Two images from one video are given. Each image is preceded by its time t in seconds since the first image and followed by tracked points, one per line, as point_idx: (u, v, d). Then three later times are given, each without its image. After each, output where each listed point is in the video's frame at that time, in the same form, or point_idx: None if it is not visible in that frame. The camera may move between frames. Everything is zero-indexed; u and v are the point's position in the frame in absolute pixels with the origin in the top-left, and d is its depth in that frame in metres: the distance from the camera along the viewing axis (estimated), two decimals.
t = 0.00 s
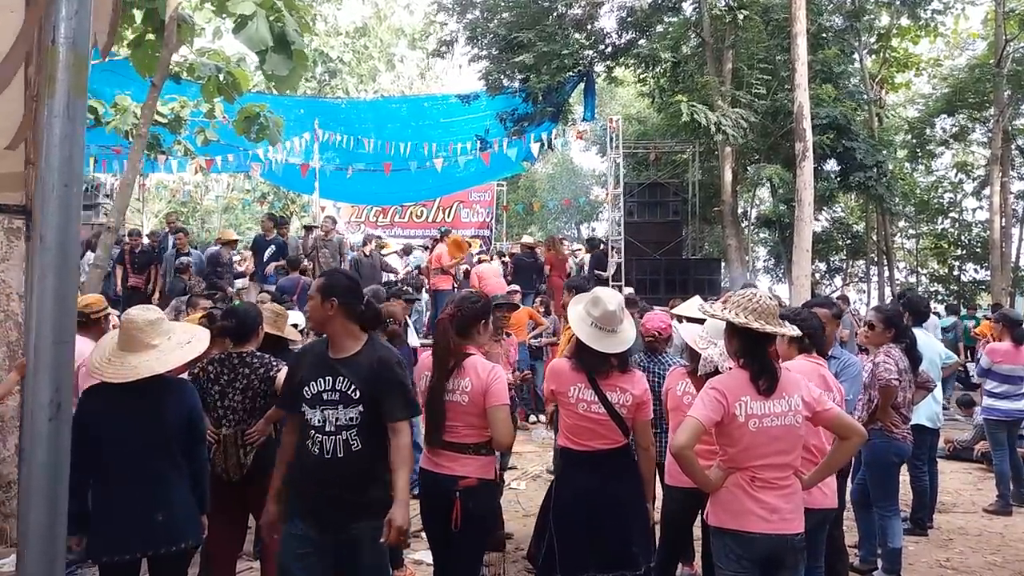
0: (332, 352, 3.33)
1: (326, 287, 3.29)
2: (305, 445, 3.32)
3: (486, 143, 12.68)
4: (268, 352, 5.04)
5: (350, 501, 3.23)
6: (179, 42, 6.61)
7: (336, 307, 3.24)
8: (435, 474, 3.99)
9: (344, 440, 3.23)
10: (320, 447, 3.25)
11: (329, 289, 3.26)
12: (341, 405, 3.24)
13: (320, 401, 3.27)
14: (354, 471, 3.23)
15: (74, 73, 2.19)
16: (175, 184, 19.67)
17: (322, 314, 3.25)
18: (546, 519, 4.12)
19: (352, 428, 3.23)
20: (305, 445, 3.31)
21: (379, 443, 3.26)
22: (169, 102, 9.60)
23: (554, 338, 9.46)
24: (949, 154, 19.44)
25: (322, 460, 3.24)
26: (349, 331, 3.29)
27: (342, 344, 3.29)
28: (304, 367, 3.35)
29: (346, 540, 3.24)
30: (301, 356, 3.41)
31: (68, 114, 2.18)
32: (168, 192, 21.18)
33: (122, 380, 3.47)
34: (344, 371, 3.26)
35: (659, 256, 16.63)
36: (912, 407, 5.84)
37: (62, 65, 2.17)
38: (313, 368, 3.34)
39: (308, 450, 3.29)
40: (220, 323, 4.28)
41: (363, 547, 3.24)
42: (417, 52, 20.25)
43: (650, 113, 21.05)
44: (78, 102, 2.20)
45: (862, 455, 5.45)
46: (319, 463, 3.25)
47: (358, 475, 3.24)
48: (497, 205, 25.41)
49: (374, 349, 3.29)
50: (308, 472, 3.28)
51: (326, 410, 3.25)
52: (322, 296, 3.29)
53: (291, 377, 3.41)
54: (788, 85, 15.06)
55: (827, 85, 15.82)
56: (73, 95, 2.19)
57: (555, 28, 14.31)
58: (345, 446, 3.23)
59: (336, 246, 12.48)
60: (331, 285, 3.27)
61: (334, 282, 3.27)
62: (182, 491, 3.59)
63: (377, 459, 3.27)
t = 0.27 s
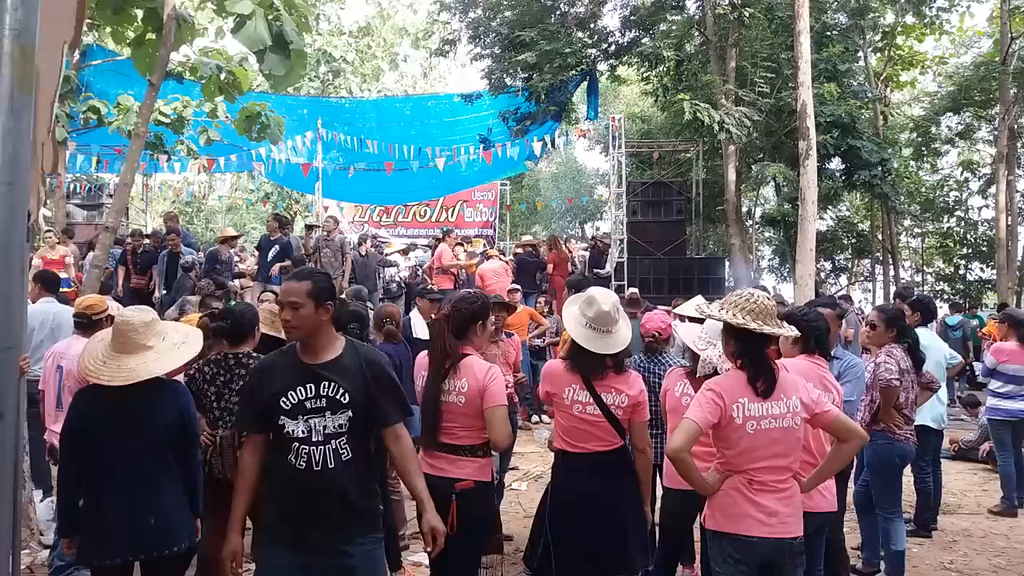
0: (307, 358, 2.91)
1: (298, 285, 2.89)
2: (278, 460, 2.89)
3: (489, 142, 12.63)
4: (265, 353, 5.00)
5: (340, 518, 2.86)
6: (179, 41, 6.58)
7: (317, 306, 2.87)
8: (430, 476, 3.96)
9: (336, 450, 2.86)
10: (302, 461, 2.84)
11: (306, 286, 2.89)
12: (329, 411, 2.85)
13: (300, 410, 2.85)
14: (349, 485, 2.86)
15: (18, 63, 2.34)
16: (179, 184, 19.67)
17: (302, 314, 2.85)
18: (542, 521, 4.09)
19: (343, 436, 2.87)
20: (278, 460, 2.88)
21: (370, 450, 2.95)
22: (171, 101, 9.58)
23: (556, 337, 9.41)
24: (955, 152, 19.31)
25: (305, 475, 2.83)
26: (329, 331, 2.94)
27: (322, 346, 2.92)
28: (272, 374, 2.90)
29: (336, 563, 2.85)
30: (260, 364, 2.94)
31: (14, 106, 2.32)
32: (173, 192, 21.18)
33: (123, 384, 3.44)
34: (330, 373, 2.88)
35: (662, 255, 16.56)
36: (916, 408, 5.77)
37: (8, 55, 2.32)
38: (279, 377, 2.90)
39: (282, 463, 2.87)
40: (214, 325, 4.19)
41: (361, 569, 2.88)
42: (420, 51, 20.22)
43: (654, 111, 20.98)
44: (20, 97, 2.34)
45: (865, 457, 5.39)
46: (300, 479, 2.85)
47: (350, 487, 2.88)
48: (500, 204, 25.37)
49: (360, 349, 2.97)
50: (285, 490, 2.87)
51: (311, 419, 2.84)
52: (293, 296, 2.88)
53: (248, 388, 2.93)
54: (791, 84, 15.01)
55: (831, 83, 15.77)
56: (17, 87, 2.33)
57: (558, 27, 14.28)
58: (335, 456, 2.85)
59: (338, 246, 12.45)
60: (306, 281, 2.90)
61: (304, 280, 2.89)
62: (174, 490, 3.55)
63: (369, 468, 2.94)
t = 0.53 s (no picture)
0: (309, 363, 2.80)
1: (314, 291, 2.76)
2: (276, 474, 2.77)
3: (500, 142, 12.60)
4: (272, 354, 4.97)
5: (348, 531, 2.79)
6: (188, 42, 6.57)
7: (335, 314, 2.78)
8: (431, 478, 3.94)
9: (345, 461, 2.79)
10: (311, 475, 2.75)
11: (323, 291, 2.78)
12: (341, 420, 2.78)
13: (309, 421, 2.75)
14: (359, 497, 2.80)
15: None
16: (192, 185, 19.74)
17: (322, 323, 2.75)
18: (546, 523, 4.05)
19: (352, 446, 2.81)
20: (279, 474, 2.76)
21: (375, 459, 2.90)
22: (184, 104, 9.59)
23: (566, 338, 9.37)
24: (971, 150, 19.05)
25: (314, 489, 2.74)
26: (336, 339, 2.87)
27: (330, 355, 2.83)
28: (274, 384, 2.75)
29: None
30: (256, 373, 2.77)
31: None
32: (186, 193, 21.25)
33: (140, 387, 3.44)
34: (342, 382, 2.80)
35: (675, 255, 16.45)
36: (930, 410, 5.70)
37: None
38: (279, 386, 2.75)
39: (284, 477, 2.75)
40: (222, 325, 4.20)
41: None
42: (433, 51, 20.22)
43: (666, 111, 20.88)
44: None
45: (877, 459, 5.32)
46: (306, 494, 2.75)
47: (362, 501, 2.82)
48: (513, 204, 25.33)
49: (368, 357, 2.92)
50: (287, 505, 2.77)
51: (321, 430, 2.75)
52: (308, 304, 2.75)
53: (244, 399, 2.75)
54: (805, 82, 14.88)
55: (844, 82, 15.64)
56: None
57: (569, 26, 14.22)
58: (345, 468, 2.79)
59: (349, 247, 12.45)
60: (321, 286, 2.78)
61: (322, 287, 2.77)
62: (178, 492, 3.54)
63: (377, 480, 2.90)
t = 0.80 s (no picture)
0: (357, 379, 2.65)
1: (371, 302, 2.61)
2: (311, 494, 2.63)
3: (515, 142, 12.59)
4: (283, 355, 4.98)
5: (385, 562, 2.63)
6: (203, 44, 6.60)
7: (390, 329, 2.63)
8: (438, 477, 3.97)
9: (387, 486, 2.65)
10: (349, 500, 2.60)
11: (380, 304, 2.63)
12: (387, 442, 2.64)
13: (354, 441, 2.60)
14: (400, 524, 2.66)
15: None
16: (209, 186, 19.87)
17: (377, 337, 2.59)
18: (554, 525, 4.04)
19: (395, 471, 2.67)
20: (315, 496, 2.62)
21: (417, 484, 2.76)
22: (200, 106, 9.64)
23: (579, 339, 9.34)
24: (991, 150, 18.65)
25: (350, 514, 2.60)
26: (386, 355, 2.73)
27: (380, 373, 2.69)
28: (320, 400, 2.60)
29: None
30: (301, 385, 2.61)
31: None
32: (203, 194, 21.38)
33: (156, 387, 3.45)
34: (391, 402, 2.66)
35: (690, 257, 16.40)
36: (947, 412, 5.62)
37: None
38: (324, 402, 2.60)
39: (320, 497, 2.61)
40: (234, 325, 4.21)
41: None
42: (448, 53, 20.25)
43: (682, 111, 20.78)
44: None
45: (892, 462, 5.25)
46: (342, 520, 2.61)
47: (401, 530, 2.67)
48: (527, 205, 25.32)
49: (418, 375, 2.78)
50: (321, 530, 2.62)
51: (366, 451, 2.61)
52: (361, 316, 2.59)
53: (286, 413, 2.60)
54: (822, 81, 14.77)
55: (861, 81, 15.51)
56: None
57: (583, 26, 14.20)
58: (386, 495, 2.64)
59: (363, 248, 12.47)
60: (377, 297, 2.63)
61: (376, 297, 2.62)
62: (188, 493, 3.55)
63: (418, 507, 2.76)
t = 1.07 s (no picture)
0: (431, 373, 2.37)
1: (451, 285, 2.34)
2: (372, 494, 2.36)
3: (529, 143, 12.57)
4: (298, 355, 5.00)
5: None
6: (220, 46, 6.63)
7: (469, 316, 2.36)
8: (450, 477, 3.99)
9: (455, 493, 2.36)
10: (414, 504, 2.32)
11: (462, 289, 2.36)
12: (457, 446, 2.35)
13: (421, 439, 2.32)
14: (465, 537, 2.36)
15: None
16: (227, 188, 20.00)
17: (455, 323, 2.33)
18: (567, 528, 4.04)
19: (465, 478, 2.38)
20: (375, 496, 2.35)
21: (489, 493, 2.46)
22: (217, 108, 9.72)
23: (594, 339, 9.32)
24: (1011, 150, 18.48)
25: (413, 520, 2.32)
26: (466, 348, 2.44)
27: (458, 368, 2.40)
28: (391, 389, 2.34)
29: None
30: (371, 371, 2.36)
31: None
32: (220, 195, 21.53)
33: (175, 387, 3.48)
34: (465, 401, 2.36)
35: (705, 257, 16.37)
36: (967, 414, 5.56)
37: None
38: (395, 394, 2.34)
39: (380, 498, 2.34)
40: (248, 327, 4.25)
41: None
42: (464, 53, 20.29)
43: (697, 110, 20.71)
44: None
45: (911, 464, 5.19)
46: (403, 526, 2.33)
47: (466, 545, 2.37)
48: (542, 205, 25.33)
49: (499, 374, 2.48)
50: (378, 536, 2.34)
51: (433, 452, 2.33)
52: (439, 298, 2.33)
53: (352, 401, 2.36)
54: (839, 81, 14.66)
55: (879, 81, 15.38)
56: None
57: (598, 26, 14.19)
58: (453, 502, 2.36)
59: (379, 249, 12.50)
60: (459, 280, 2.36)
61: (455, 280, 2.35)
62: (203, 493, 3.57)
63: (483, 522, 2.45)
